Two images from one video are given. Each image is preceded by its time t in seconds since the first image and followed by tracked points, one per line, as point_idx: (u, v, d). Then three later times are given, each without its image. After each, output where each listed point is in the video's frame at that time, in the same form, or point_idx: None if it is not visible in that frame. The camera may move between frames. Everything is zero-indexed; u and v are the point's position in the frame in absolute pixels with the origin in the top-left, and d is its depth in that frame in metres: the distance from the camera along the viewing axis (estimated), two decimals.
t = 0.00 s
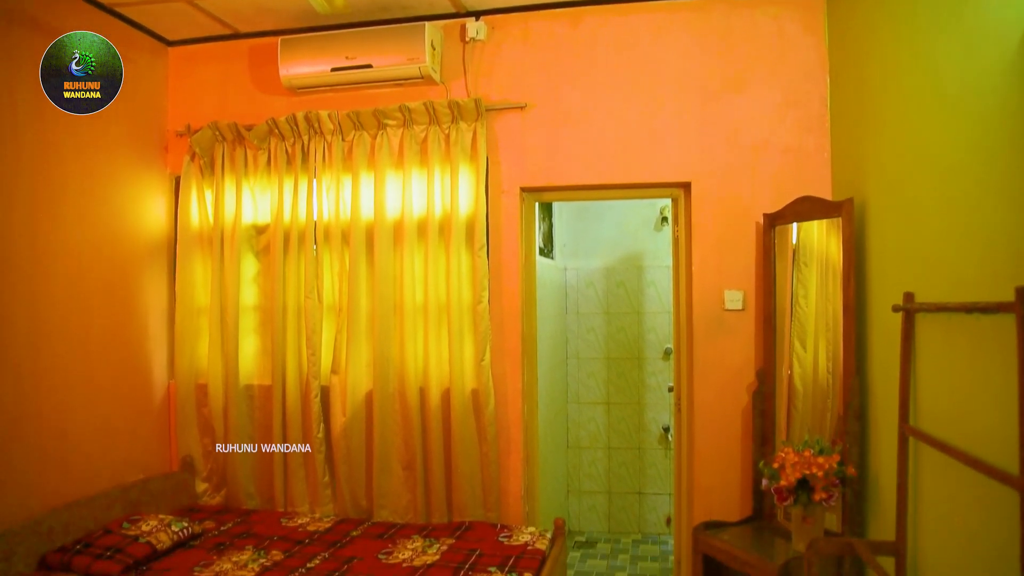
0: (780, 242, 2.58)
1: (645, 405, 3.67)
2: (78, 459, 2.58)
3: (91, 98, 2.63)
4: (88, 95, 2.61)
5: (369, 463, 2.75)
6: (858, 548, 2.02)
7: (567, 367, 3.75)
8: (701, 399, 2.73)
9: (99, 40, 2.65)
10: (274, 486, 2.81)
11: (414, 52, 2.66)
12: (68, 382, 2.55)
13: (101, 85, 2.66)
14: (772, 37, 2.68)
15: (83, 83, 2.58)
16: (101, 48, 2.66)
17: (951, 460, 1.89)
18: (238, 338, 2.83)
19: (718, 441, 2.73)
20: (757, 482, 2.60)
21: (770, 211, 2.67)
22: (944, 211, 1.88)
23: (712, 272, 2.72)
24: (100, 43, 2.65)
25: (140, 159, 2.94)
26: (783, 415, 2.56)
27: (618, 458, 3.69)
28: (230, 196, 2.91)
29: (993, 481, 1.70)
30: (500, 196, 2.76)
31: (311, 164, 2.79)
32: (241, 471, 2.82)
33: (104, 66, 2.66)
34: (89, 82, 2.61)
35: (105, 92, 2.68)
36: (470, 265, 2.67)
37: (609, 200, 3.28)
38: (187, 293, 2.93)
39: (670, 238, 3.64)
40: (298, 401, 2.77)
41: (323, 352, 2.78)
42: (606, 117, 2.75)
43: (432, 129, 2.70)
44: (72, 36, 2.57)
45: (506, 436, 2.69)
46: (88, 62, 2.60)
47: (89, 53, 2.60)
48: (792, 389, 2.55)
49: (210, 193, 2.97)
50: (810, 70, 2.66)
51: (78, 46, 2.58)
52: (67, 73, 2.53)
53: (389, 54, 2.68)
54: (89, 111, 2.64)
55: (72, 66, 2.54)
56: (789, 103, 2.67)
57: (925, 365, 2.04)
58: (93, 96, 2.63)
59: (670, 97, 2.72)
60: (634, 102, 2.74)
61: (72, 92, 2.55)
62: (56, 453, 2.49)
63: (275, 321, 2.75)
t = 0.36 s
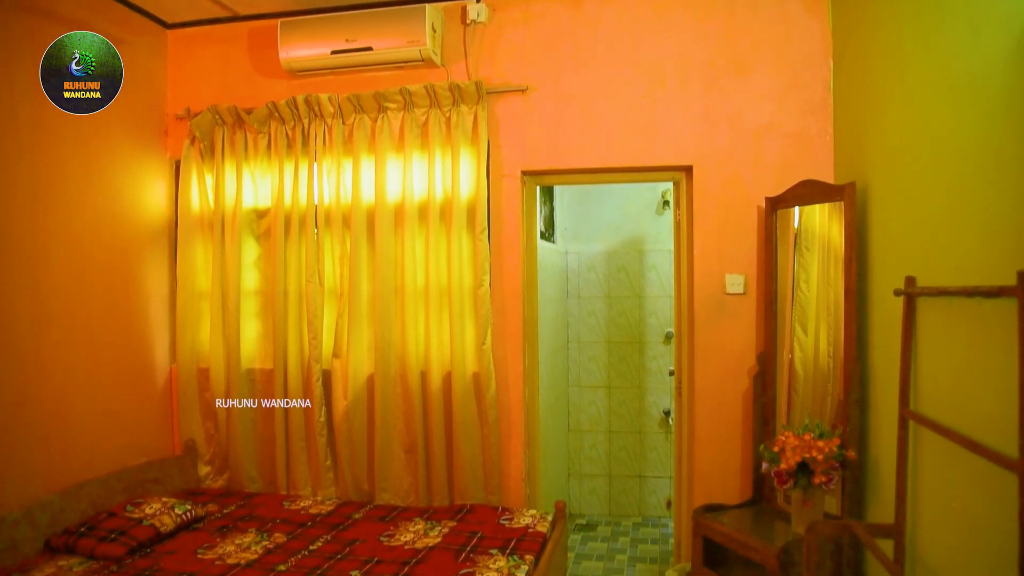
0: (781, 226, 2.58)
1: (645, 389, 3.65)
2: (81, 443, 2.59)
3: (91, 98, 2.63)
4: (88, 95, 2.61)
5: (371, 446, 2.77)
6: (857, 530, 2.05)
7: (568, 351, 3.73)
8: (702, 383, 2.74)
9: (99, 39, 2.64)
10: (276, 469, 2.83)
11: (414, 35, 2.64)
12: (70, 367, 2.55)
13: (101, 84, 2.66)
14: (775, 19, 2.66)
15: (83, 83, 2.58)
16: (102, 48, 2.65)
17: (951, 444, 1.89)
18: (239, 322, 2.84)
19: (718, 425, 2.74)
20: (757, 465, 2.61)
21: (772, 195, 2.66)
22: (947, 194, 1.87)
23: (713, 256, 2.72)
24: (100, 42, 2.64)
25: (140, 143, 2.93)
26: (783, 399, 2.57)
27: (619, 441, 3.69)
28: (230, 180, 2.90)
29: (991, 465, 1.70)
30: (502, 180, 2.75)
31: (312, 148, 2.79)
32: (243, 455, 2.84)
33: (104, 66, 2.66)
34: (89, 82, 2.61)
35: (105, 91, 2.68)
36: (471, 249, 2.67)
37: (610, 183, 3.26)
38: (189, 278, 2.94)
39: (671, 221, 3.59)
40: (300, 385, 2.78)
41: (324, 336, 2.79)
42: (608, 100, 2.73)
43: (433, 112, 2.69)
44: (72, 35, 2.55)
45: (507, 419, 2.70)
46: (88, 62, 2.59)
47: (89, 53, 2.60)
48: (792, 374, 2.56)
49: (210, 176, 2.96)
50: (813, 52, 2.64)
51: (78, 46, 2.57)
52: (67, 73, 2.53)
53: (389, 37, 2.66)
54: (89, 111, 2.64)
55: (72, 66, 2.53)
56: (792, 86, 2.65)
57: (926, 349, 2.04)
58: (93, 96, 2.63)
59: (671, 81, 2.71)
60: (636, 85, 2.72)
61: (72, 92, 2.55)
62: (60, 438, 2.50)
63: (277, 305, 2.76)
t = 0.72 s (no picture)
0: (783, 210, 2.57)
1: (646, 373, 3.65)
2: (85, 426, 2.60)
3: (91, 98, 2.63)
4: (88, 95, 2.61)
5: (373, 429, 2.79)
6: (856, 514, 2.02)
7: (569, 336, 3.73)
8: (703, 366, 2.74)
9: (99, 39, 2.65)
10: (279, 452, 2.85)
11: (415, 17, 2.63)
12: (73, 351, 2.56)
13: (101, 84, 2.66)
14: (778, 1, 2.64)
15: (83, 82, 2.58)
16: (101, 47, 2.66)
17: (950, 427, 1.90)
18: (241, 306, 2.84)
19: (718, 408, 2.75)
20: (757, 449, 2.62)
21: (774, 178, 2.65)
22: (949, 177, 1.87)
23: (714, 240, 2.72)
24: (100, 42, 2.65)
25: (140, 127, 2.92)
26: (784, 383, 2.57)
27: (619, 425, 3.70)
28: (230, 164, 2.90)
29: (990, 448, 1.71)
30: (503, 163, 2.74)
31: (312, 132, 2.78)
32: (246, 438, 2.86)
33: (104, 66, 2.67)
34: (89, 82, 2.61)
35: (105, 91, 2.69)
36: (472, 233, 2.67)
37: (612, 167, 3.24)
38: (190, 262, 2.94)
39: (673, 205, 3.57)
40: (302, 369, 2.79)
41: (326, 319, 2.79)
42: (609, 83, 2.72)
43: (433, 95, 2.68)
44: (72, 35, 2.56)
45: (508, 402, 2.71)
46: (88, 62, 2.60)
47: (89, 53, 2.60)
48: (793, 357, 2.56)
49: (211, 160, 2.95)
50: (817, 35, 2.62)
51: (78, 46, 2.57)
52: (67, 73, 2.52)
53: (390, 19, 2.65)
54: (88, 111, 2.63)
55: (72, 66, 2.53)
56: (794, 69, 2.64)
57: (927, 333, 2.04)
58: (93, 96, 2.63)
59: (673, 64, 2.69)
60: (638, 68, 2.71)
61: (72, 92, 2.55)
62: (63, 422, 2.52)
63: (278, 289, 2.76)
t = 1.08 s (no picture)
0: (785, 193, 2.57)
1: (647, 357, 3.65)
2: (88, 410, 2.62)
3: (91, 98, 2.63)
4: (88, 95, 2.60)
5: (374, 412, 2.80)
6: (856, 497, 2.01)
7: (570, 319, 3.72)
8: (704, 350, 2.75)
9: (99, 39, 2.66)
10: (281, 434, 2.86)
11: None
12: (76, 335, 2.57)
13: (101, 84, 2.66)
14: None
15: (83, 82, 2.58)
16: (101, 47, 2.67)
17: (950, 410, 1.91)
18: (242, 290, 2.85)
19: (719, 391, 2.76)
20: (758, 432, 2.63)
21: (776, 162, 2.65)
22: (951, 161, 1.87)
23: (716, 223, 2.72)
24: (100, 42, 2.66)
25: (140, 111, 2.91)
26: (785, 367, 2.58)
27: (620, 409, 3.70)
28: (230, 147, 2.89)
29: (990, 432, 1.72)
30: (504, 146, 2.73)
31: (312, 115, 2.77)
32: (248, 421, 2.87)
33: (104, 66, 2.67)
34: (89, 82, 2.60)
35: (105, 91, 2.69)
36: (474, 216, 2.67)
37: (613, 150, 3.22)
38: (191, 245, 2.94)
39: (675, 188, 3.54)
40: (303, 352, 2.80)
41: (327, 303, 2.80)
42: (611, 66, 2.71)
43: (434, 78, 2.66)
44: (72, 35, 2.55)
45: (509, 384, 2.72)
46: (89, 62, 2.60)
47: (89, 53, 2.60)
48: (794, 341, 2.57)
49: (211, 144, 2.95)
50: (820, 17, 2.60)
51: (78, 46, 2.57)
52: (67, 73, 2.52)
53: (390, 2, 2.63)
54: (88, 112, 2.63)
55: (72, 66, 2.53)
56: (798, 52, 2.62)
57: (927, 318, 2.05)
58: (93, 96, 2.63)
59: (675, 46, 2.68)
60: (640, 51, 2.69)
61: (72, 92, 2.54)
62: (66, 405, 2.53)
63: (280, 272, 2.76)
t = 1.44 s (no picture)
0: (787, 177, 2.56)
1: (648, 340, 3.65)
2: (91, 393, 2.63)
3: (91, 98, 2.63)
4: (88, 95, 2.61)
5: (376, 396, 2.81)
6: (854, 480, 2.01)
7: (571, 303, 3.72)
8: (705, 334, 2.75)
9: (99, 40, 2.66)
10: (283, 417, 2.88)
11: None
12: (78, 319, 2.57)
13: (101, 84, 2.67)
14: None
15: (83, 83, 2.58)
16: (101, 48, 2.67)
17: (950, 394, 1.91)
18: (243, 274, 2.85)
19: (719, 374, 2.76)
20: (758, 415, 2.64)
21: (778, 145, 2.64)
22: (953, 144, 1.86)
23: (718, 206, 2.71)
24: (100, 42, 2.66)
25: (139, 94, 2.89)
26: (785, 351, 2.58)
27: (621, 392, 3.71)
28: (230, 131, 2.88)
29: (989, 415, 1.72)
30: (505, 129, 2.72)
31: (312, 98, 2.76)
32: (250, 404, 2.88)
33: (104, 66, 2.68)
34: (89, 82, 2.61)
35: (104, 91, 2.69)
36: (475, 200, 2.66)
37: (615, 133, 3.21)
38: (191, 229, 2.95)
39: (676, 171, 3.53)
40: (305, 335, 2.81)
41: (328, 287, 2.80)
42: (612, 48, 2.69)
43: (435, 61, 2.65)
44: (72, 36, 2.55)
45: (510, 368, 2.73)
46: (88, 62, 2.60)
47: (88, 53, 2.61)
48: (795, 325, 2.57)
49: (211, 127, 2.94)
50: None
51: (78, 46, 2.57)
52: (67, 73, 2.53)
53: None
54: (88, 112, 2.63)
55: (72, 66, 2.54)
56: (801, 34, 2.60)
57: (928, 302, 2.04)
58: (93, 96, 2.64)
59: (677, 29, 2.66)
60: (641, 33, 2.68)
61: (72, 92, 2.55)
62: (69, 389, 2.54)
63: (281, 256, 2.77)
